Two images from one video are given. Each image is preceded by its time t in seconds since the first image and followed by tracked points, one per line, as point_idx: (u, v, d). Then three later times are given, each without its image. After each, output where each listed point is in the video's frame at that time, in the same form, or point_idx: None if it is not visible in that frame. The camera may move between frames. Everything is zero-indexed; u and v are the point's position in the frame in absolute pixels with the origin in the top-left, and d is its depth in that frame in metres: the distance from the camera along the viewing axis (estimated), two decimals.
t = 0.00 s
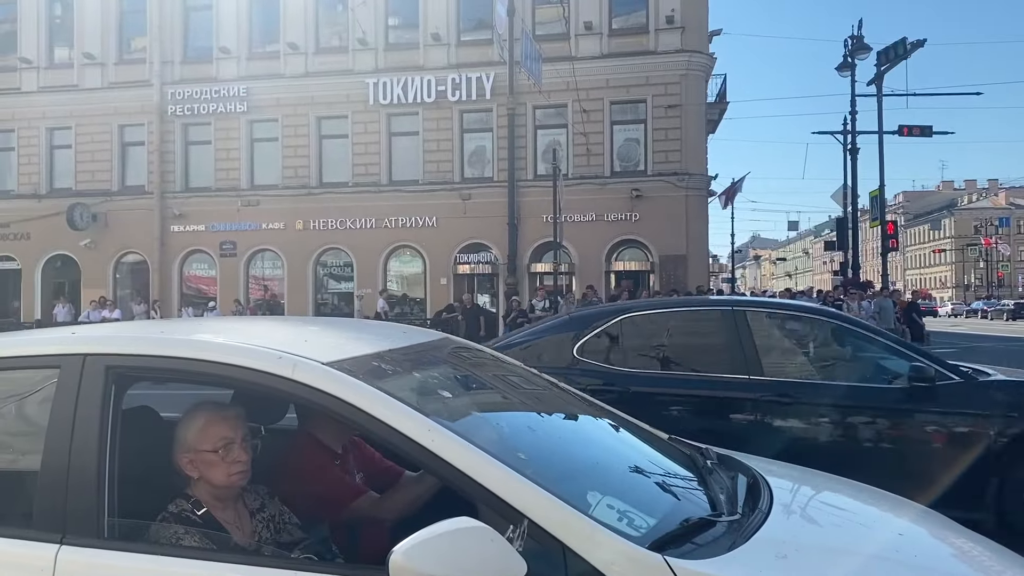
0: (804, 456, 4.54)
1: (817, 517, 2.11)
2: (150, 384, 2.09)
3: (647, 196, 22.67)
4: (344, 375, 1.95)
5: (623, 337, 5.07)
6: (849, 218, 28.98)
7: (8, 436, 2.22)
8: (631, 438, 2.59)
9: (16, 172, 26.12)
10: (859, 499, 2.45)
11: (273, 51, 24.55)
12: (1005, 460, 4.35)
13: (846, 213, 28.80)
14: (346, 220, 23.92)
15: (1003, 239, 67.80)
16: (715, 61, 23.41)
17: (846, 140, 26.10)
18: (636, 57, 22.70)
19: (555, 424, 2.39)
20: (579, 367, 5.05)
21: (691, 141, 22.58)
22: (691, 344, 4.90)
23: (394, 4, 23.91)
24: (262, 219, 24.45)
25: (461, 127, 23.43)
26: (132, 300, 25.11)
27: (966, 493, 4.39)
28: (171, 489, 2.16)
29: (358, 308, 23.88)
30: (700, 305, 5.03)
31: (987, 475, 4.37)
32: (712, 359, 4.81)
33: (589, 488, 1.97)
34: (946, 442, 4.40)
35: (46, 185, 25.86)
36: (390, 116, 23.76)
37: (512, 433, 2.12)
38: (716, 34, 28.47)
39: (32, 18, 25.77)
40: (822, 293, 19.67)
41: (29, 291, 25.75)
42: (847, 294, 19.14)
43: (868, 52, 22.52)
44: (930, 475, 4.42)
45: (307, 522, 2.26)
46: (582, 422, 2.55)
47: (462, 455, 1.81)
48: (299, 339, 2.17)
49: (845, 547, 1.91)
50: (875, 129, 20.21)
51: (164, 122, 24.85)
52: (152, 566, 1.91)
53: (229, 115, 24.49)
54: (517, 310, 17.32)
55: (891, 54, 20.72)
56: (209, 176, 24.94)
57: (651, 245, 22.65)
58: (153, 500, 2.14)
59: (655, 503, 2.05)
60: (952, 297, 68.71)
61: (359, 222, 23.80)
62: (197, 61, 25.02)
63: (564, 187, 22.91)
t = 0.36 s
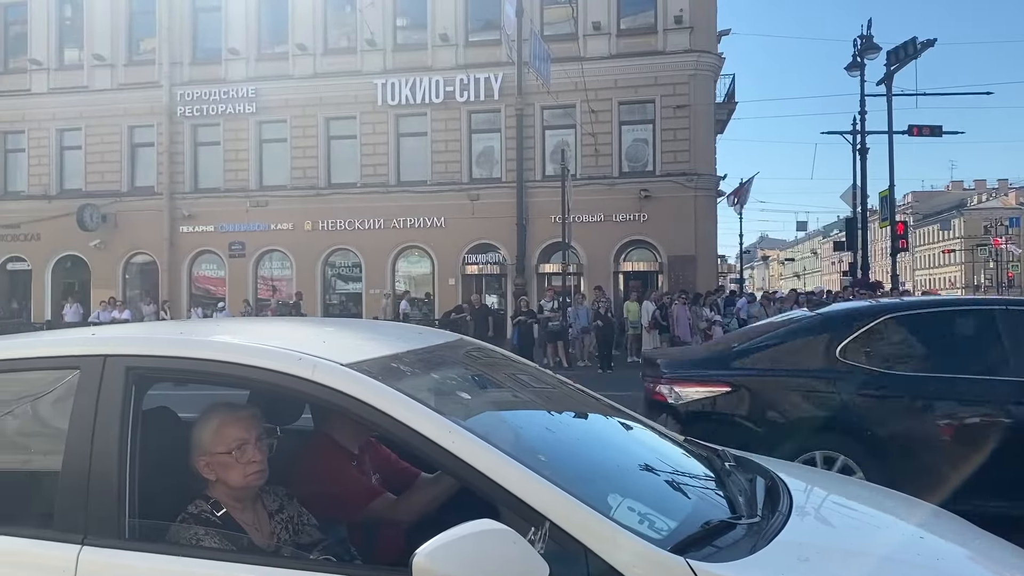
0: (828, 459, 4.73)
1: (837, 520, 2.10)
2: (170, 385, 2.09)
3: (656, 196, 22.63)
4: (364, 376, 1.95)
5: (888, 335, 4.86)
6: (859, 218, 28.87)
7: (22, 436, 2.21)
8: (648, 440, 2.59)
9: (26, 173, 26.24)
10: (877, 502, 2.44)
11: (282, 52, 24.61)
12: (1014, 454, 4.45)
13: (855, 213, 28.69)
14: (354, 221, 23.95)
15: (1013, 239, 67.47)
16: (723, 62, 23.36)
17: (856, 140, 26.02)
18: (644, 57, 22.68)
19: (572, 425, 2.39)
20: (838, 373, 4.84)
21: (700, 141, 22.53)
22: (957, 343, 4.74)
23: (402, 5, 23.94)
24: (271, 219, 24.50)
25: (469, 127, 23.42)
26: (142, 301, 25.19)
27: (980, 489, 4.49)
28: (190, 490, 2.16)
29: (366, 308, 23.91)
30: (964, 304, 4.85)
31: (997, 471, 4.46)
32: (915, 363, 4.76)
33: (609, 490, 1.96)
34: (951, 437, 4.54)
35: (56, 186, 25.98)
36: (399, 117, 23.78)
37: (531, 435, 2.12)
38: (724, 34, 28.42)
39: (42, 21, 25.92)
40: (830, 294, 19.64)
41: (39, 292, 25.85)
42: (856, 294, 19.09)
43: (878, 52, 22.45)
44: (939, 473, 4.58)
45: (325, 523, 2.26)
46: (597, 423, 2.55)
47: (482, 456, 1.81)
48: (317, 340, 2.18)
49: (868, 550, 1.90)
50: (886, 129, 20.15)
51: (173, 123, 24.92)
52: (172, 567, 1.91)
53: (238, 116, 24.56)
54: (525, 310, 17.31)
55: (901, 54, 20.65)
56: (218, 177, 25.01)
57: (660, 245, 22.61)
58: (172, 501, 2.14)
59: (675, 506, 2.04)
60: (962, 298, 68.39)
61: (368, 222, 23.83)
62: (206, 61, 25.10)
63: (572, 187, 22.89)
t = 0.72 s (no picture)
0: None
1: (859, 521, 2.08)
2: (188, 384, 2.09)
3: (665, 197, 22.60)
4: (384, 375, 1.95)
5: None
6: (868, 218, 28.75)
7: (38, 436, 2.22)
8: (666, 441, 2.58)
9: (37, 174, 26.35)
10: (897, 501, 2.42)
11: (291, 53, 24.66)
12: None
13: (864, 213, 28.58)
14: (363, 221, 23.97)
15: None
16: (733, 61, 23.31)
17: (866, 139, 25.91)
18: (653, 57, 22.64)
19: (590, 425, 2.38)
20: None
21: (709, 141, 22.46)
22: None
23: (411, 5, 23.97)
24: (281, 220, 24.56)
25: (478, 128, 23.43)
26: (152, 301, 25.31)
27: None
28: (210, 491, 2.17)
29: (375, 309, 23.95)
30: None
31: None
32: None
33: (630, 490, 1.96)
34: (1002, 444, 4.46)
35: (67, 187, 26.10)
36: (408, 117, 23.81)
37: (550, 434, 2.11)
38: (733, 33, 28.35)
39: (53, 24, 26.04)
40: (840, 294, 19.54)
41: (50, 293, 25.96)
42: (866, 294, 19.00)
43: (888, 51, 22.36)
44: None
45: (343, 523, 2.27)
46: (614, 423, 2.54)
47: (504, 456, 1.80)
48: (336, 339, 2.18)
49: (890, 552, 1.89)
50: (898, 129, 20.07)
51: (183, 124, 25.01)
52: (192, 567, 1.91)
53: (247, 117, 24.62)
54: (535, 311, 17.30)
55: (912, 53, 20.54)
56: (228, 177, 25.08)
57: (669, 245, 22.56)
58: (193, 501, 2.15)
59: (695, 506, 2.03)
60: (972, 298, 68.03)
61: (376, 222, 23.86)
62: (216, 62, 25.18)
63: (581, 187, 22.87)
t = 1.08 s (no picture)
0: None
1: (864, 517, 2.07)
2: (191, 378, 2.10)
3: (674, 196, 22.56)
4: (386, 368, 1.96)
5: None
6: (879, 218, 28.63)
7: (45, 430, 2.23)
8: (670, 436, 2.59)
9: (49, 175, 26.49)
10: (902, 496, 2.42)
11: (301, 54, 24.74)
12: None
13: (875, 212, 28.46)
14: (372, 221, 24.03)
15: None
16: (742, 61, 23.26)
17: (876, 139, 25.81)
18: (662, 56, 22.60)
19: (593, 420, 2.39)
20: None
21: (718, 141, 22.42)
22: None
23: (420, 6, 24.02)
24: (290, 220, 24.64)
25: (487, 128, 23.44)
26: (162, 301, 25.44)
27: None
28: (212, 484, 2.18)
29: (384, 309, 23.99)
30: None
31: None
32: None
33: (629, 483, 1.96)
34: None
35: (78, 188, 26.24)
36: (417, 117, 23.86)
37: (552, 428, 2.12)
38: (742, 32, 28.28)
39: (64, 26, 26.18)
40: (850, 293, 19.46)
41: (62, 293, 26.09)
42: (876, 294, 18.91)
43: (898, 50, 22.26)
44: None
45: (345, 516, 2.28)
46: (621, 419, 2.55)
47: (503, 450, 1.81)
48: (337, 333, 2.19)
49: (888, 545, 1.88)
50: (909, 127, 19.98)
51: (193, 125, 25.13)
52: (197, 559, 1.92)
53: (257, 117, 24.70)
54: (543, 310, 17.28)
55: (922, 51, 20.44)
56: (238, 177, 25.16)
57: (678, 245, 22.51)
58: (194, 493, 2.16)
59: (697, 499, 2.03)
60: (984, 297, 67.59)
61: (385, 222, 23.91)
62: (226, 63, 25.27)
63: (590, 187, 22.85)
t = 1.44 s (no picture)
0: None
1: (858, 515, 2.10)
2: (198, 374, 2.14)
3: (685, 196, 22.54)
4: (385, 366, 2.01)
5: None
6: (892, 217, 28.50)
7: (59, 427, 2.30)
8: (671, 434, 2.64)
9: (65, 176, 26.73)
10: (898, 494, 2.46)
11: (314, 55, 24.88)
12: None
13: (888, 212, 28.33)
14: (384, 221, 24.13)
15: None
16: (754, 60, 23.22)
17: (889, 139, 25.70)
18: (673, 57, 22.59)
19: (593, 418, 2.44)
20: None
21: (730, 140, 22.40)
22: None
23: (432, 7, 24.11)
24: (304, 221, 24.79)
25: (498, 128, 23.50)
26: (177, 302, 25.64)
27: None
28: (219, 480, 2.23)
29: (396, 309, 24.08)
30: None
31: None
32: None
33: (626, 480, 2.00)
34: None
35: (93, 189, 26.47)
36: (428, 118, 23.97)
37: (551, 427, 2.16)
38: (754, 32, 28.21)
39: (80, 28, 26.40)
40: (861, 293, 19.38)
41: (77, 293, 26.33)
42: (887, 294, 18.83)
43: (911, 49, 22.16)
44: None
45: (349, 511, 2.33)
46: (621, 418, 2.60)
47: (502, 448, 1.85)
48: (342, 332, 2.24)
49: (874, 541, 1.92)
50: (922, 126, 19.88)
51: (207, 126, 25.32)
52: (204, 553, 1.98)
53: (270, 118, 24.85)
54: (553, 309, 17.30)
55: (934, 50, 20.33)
56: (251, 178, 25.31)
57: (690, 245, 22.49)
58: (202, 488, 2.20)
59: (692, 496, 2.07)
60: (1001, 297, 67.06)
61: (397, 223, 24.01)
62: (239, 65, 25.43)
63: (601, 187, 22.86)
